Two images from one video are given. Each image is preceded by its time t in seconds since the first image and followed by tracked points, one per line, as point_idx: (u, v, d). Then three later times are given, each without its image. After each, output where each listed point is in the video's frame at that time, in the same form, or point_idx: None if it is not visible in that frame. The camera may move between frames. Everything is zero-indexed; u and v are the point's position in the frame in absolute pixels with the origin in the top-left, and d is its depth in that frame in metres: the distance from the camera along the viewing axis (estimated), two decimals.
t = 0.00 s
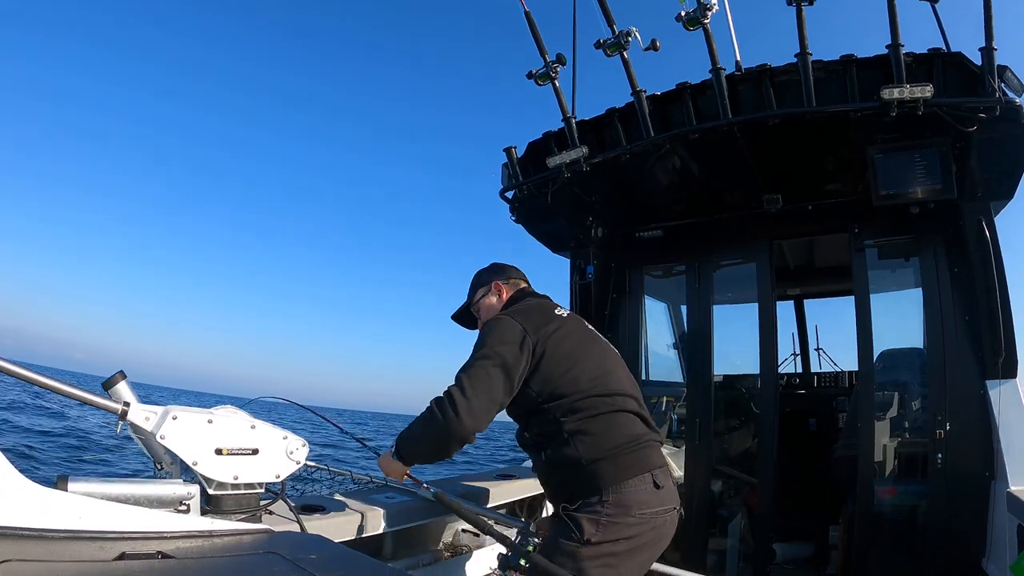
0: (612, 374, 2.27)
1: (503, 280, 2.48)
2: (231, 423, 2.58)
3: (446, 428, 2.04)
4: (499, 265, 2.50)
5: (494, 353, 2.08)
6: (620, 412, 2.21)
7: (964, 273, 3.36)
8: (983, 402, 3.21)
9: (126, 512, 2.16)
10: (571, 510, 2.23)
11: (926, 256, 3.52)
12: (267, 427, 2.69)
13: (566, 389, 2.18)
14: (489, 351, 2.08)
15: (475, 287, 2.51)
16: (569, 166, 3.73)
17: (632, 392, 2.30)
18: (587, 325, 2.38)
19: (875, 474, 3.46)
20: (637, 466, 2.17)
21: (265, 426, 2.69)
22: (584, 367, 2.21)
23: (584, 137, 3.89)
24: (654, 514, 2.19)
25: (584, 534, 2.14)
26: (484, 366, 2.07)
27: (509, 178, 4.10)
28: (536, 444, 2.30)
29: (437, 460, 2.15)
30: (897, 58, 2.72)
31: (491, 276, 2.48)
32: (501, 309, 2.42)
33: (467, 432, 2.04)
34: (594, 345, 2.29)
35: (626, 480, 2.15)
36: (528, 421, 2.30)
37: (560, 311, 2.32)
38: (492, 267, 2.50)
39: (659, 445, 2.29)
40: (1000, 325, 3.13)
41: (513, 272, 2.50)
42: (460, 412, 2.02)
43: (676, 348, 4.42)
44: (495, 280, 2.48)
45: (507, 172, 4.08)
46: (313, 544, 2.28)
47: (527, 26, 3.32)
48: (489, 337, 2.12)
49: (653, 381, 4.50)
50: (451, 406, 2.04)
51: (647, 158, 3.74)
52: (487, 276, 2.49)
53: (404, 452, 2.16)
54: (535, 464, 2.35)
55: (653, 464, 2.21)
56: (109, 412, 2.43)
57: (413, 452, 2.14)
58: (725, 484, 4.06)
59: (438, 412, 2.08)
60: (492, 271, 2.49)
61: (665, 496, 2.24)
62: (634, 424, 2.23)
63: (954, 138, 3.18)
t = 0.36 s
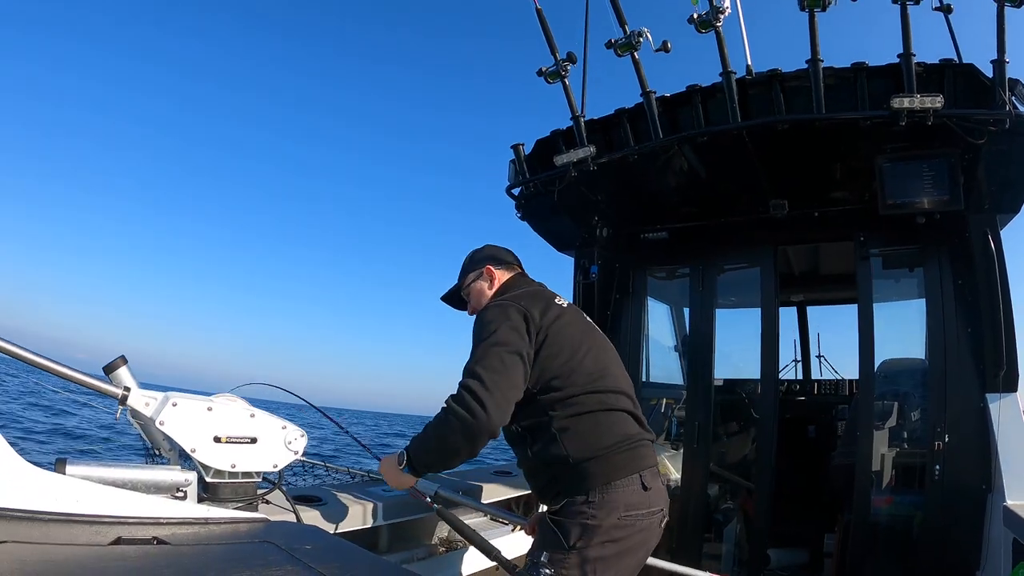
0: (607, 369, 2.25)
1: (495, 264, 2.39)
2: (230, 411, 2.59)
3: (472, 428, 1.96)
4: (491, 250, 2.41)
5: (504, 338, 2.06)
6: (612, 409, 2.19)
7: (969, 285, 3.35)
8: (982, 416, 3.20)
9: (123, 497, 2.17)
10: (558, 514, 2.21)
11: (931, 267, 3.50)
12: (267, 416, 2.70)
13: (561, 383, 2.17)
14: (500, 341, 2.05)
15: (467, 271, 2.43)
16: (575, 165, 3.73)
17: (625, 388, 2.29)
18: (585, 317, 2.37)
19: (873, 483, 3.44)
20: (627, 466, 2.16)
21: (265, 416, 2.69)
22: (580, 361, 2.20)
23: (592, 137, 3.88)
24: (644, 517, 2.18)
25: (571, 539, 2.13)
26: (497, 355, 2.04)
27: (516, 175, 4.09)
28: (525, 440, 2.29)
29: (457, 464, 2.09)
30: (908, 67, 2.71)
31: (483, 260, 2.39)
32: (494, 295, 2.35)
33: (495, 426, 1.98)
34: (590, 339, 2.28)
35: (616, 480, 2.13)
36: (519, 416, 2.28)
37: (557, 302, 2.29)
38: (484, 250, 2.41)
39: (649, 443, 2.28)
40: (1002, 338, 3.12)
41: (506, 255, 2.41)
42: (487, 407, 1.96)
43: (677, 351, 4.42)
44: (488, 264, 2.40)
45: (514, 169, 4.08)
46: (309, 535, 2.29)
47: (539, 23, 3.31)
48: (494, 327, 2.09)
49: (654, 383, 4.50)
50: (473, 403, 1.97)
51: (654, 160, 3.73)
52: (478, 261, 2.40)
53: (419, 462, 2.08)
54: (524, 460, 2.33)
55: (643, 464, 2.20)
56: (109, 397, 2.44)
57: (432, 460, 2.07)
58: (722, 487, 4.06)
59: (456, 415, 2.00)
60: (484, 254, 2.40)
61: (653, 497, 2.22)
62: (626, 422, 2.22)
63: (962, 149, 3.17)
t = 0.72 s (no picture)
0: (619, 377, 2.25)
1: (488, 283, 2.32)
2: (230, 419, 2.58)
3: (485, 475, 1.90)
4: (485, 267, 2.34)
5: (503, 374, 2.01)
6: (630, 416, 2.20)
7: (967, 286, 3.35)
8: (983, 416, 3.20)
9: (124, 506, 2.16)
10: (586, 520, 2.19)
11: (929, 269, 3.50)
12: (267, 424, 2.69)
13: (578, 399, 2.13)
14: (501, 378, 2.00)
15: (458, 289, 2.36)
16: (574, 170, 3.73)
17: (637, 393, 2.30)
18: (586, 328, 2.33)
19: (874, 485, 3.44)
20: (651, 470, 2.18)
21: (264, 424, 2.68)
22: (593, 373, 2.17)
23: (590, 141, 3.89)
24: (671, 518, 2.20)
25: (604, 543, 2.11)
26: (499, 397, 1.98)
27: (514, 180, 4.09)
28: (544, 454, 2.25)
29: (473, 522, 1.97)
30: (905, 69, 2.72)
31: (474, 278, 2.33)
32: (488, 316, 2.29)
33: (507, 469, 1.93)
34: (597, 349, 2.25)
35: (643, 484, 2.15)
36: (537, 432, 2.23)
37: (556, 318, 2.22)
38: (475, 267, 2.34)
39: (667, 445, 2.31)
40: (1002, 338, 3.12)
41: (499, 271, 2.34)
42: (495, 449, 1.92)
43: (677, 355, 4.42)
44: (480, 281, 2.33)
45: (513, 175, 4.09)
46: (309, 542, 2.28)
47: (535, 29, 3.33)
48: (492, 365, 2.03)
49: (654, 388, 4.49)
50: (480, 450, 1.92)
51: (652, 164, 3.74)
52: (469, 279, 2.33)
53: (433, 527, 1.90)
54: (545, 471, 2.29)
55: (666, 466, 2.23)
56: (109, 405, 2.43)
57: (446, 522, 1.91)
58: (723, 492, 4.05)
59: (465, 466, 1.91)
60: (476, 270, 2.34)
61: (677, 497, 2.26)
62: (644, 427, 2.23)
63: (959, 150, 3.18)
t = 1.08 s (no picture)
0: (627, 388, 2.23)
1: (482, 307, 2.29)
2: (229, 437, 2.56)
3: (475, 510, 1.82)
4: (478, 291, 2.31)
5: (493, 405, 1.94)
6: (645, 426, 2.18)
7: (962, 277, 3.35)
8: (983, 405, 3.20)
9: (126, 527, 2.14)
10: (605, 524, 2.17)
11: (923, 261, 3.52)
12: (267, 440, 2.67)
13: (591, 419, 2.09)
14: (492, 410, 1.94)
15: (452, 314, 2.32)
16: (566, 175, 3.74)
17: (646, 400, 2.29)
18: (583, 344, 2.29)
19: (877, 478, 3.45)
20: (669, 476, 2.17)
21: (264, 440, 2.66)
22: (603, 390, 2.14)
23: (580, 147, 3.91)
24: (688, 521, 2.21)
25: (624, 546, 2.10)
26: (491, 433, 1.90)
27: (506, 189, 4.10)
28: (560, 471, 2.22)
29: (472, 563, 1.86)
30: (891, 63, 2.74)
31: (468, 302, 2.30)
32: (487, 340, 2.26)
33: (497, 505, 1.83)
34: (601, 364, 2.22)
35: (662, 492, 2.14)
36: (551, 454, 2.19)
37: (552, 341, 2.15)
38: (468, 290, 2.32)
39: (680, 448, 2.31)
40: (998, 327, 3.14)
41: (492, 294, 2.32)
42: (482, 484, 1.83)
43: (676, 357, 4.41)
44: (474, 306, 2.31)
45: (505, 183, 4.09)
46: (314, 558, 2.26)
47: (523, 38, 3.34)
48: (488, 401, 1.96)
49: (654, 391, 4.47)
50: (469, 486, 1.84)
51: (644, 167, 3.75)
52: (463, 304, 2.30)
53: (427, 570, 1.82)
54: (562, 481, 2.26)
55: (682, 471, 2.23)
56: (107, 427, 2.41)
57: (441, 565, 1.82)
58: (726, 491, 4.04)
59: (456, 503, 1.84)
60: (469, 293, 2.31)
61: (694, 502, 2.26)
62: (658, 434, 2.22)
63: (948, 142, 3.20)
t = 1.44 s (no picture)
0: (627, 394, 2.23)
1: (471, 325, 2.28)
2: (229, 448, 2.54)
3: (471, 536, 1.76)
4: (467, 308, 2.29)
5: (489, 425, 1.91)
6: (650, 431, 2.19)
7: (957, 268, 3.36)
8: (982, 395, 3.21)
9: (128, 540, 2.12)
10: (618, 532, 2.17)
11: (918, 254, 3.53)
12: (267, 449, 2.66)
13: (595, 428, 2.09)
14: (490, 429, 1.90)
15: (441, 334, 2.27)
16: (559, 177, 3.75)
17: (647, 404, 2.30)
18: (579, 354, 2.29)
19: (879, 471, 3.46)
20: (679, 478, 2.18)
21: (264, 450, 2.65)
22: (604, 399, 2.14)
23: (573, 149, 3.92)
24: (701, 522, 2.21)
25: (639, 553, 2.09)
26: (487, 454, 1.85)
27: (500, 192, 4.09)
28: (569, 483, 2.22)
29: None
30: (881, 57, 2.75)
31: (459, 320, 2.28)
32: (480, 356, 2.26)
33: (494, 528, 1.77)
34: (599, 373, 2.22)
35: (674, 495, 2.15)
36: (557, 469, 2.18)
37: (546, 355, 2.13)
38: (456, 306, 2.30)
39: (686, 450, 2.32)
40: (995, 316, 3.16)
41: (481, 309, 2.31)
42: (477, 508, 1.77)
43: (673, 356, 4.42)
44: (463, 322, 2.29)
45: (498, 187, 4.09)
46: (318, 566, 2.25)
47: (513, 41, 3.35)
48: (483, 421, 1.92)
49: (653, 390, 4.47)
50: (465, 510, 1.78)
51: (637, 168, 3.76)
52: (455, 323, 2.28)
53: None
54: (572, 493, 2.26)
55: (691, 473, 2.23)
56: (105, 441, 2.39)
57: None
58: (729, 488, 4.03)
59: (452, 528, 1.79)
60: (458, 308, 2.29)
61: (706, 503, 2.26)
62: (664, 438, 2.23)
63: (940, 135, 3.21)
